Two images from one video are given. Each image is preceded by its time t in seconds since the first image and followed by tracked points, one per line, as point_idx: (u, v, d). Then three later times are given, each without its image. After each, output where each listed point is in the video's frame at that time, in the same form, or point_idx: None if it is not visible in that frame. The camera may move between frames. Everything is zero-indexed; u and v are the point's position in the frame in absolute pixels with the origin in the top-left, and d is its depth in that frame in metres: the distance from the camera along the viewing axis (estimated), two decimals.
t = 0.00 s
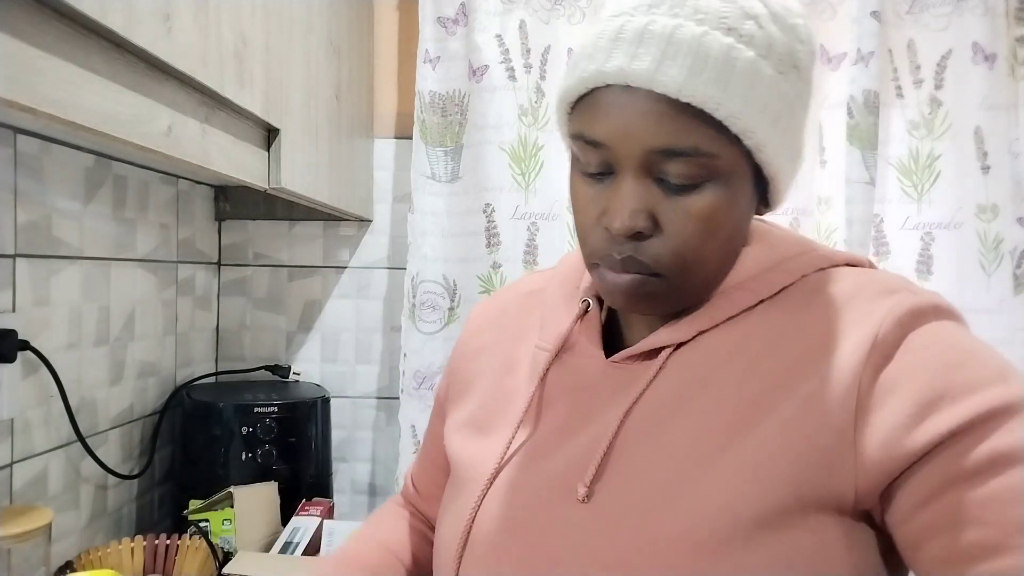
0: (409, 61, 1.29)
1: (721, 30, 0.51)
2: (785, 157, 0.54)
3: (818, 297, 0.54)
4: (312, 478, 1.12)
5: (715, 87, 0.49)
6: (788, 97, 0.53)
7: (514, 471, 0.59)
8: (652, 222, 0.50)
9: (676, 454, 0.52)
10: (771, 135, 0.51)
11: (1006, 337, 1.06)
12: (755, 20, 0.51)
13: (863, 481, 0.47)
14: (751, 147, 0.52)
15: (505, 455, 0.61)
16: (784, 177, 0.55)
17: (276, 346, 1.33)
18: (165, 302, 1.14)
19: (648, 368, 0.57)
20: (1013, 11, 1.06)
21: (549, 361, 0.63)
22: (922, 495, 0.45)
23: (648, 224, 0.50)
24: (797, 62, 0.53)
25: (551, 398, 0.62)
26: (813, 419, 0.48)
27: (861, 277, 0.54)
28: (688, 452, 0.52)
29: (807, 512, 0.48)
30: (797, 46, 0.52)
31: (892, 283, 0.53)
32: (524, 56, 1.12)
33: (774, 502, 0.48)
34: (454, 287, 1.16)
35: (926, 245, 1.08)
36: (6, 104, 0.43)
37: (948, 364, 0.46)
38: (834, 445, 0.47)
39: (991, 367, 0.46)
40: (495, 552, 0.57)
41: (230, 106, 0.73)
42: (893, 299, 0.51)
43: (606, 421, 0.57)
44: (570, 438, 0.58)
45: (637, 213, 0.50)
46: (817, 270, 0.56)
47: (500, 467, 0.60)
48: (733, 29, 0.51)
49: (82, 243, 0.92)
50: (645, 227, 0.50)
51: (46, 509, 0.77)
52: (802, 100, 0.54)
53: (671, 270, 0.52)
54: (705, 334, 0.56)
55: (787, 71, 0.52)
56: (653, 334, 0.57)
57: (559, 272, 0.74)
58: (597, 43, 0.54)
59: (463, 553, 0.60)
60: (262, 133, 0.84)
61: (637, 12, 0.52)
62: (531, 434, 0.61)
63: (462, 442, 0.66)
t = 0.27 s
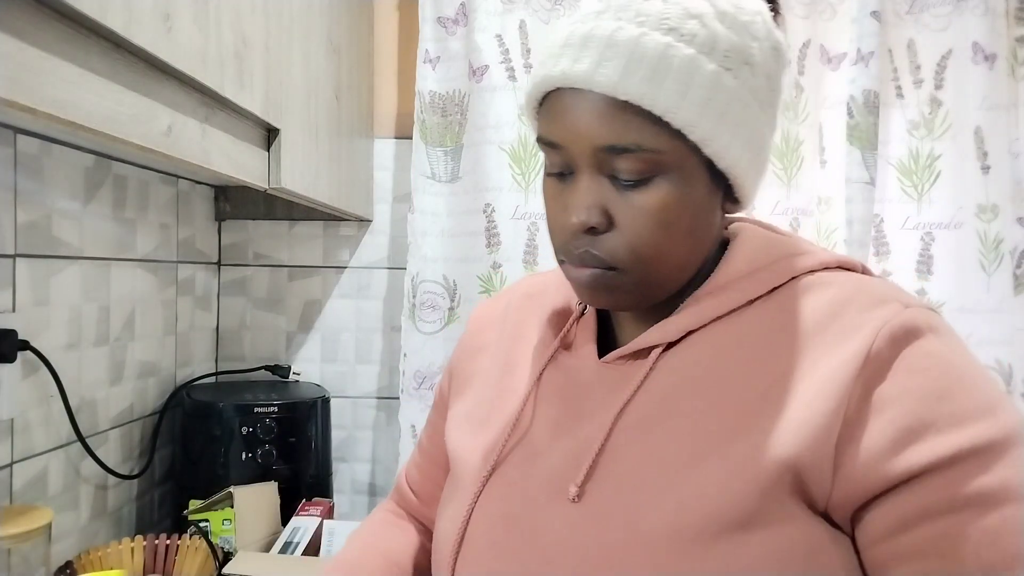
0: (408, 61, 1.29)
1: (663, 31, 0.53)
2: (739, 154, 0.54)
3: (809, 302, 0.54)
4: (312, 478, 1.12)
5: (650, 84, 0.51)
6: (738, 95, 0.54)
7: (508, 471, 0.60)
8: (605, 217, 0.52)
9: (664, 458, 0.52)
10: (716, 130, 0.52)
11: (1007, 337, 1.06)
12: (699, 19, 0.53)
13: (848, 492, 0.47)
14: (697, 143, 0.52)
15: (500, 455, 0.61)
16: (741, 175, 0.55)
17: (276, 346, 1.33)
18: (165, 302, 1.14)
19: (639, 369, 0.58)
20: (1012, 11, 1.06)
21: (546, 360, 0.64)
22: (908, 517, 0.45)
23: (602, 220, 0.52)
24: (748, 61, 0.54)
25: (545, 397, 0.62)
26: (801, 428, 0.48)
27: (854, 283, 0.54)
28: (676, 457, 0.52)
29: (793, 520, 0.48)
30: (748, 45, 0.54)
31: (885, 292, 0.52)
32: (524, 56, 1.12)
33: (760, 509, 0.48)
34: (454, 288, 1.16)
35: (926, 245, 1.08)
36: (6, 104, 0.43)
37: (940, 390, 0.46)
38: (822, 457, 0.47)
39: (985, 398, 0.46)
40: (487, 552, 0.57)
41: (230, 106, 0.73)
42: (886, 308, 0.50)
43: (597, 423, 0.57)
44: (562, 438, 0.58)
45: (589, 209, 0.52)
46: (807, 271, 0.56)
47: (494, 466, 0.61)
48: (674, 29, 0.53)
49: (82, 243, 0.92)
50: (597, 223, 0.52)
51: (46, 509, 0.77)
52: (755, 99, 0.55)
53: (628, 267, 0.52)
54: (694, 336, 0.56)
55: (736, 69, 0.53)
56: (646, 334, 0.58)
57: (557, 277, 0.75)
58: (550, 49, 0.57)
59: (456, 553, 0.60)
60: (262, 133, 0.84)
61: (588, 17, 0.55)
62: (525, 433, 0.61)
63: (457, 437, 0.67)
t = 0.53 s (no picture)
0: (409, 61, 1.29)
1: (601, 30, 0.56)
2: (686, 142, 0.56)
3: (798, 304, 0.55)
4: (312, 478, 1.12)
5: (584, 78, 0.54)
6: (681, 86, 0.56)
7: (504, 474, 0.61)
8: (561, 212, 0.54)
9: (659, 461, 0.54)
10: (656, 118, 0.54)
11: (1007, 337, 1.06)
12: (635, 18, 0.56)
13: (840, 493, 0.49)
14: (637, 132, 0.54)
15: (496, 457, 0.62)
16: (692, 165, 0.57)
17: (276, 346, 1.33)
18: (165, 302, 1.14)
19: (632, 371, 0.59)
20: (1012, 11, 1.06)
21: (542, 364, 0.65)
22: (903, 519, 0.47)
23: (558, 214, 0.54)
24: (689, 54, 0.56)
25: (540, 400, 0.63)
26: (795, 431, 0.49)
27: (842, 284, 0.55)
28: (671, 460, 0.53)
29: (787, 519, 0.50)
30: (688, 39, 0.56)
31: (873, 294, 0.54)
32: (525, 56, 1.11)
33: (755, 510, 0.50)
34: (454, 287, 1.16)
35: (926, 245, 1.08)
36: (7, 104, 0.43)
37: (934, 396, 0.48)
38: (816, 459, 0.49)
39: (975, 403, 0.48)
40: (487, 554, 0.59)
41: (230, 106, 0.73)
42: (876, 311, 0.52)
43: (593, 426, 0.58)
44: (558, 441, 0.60)
45: (545, 206, 0.55)
46: (794, 270, 0.58)
47: (492, 469, 0.62)
48: (611, 28, 0.56)
49: (82, 243, 0.92)
50: (554, 218, 0.54)
51: (46, 509, 0.77)
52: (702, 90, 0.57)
53: (585, 257, 0.54)
54: (686, 337, 0.58)
55: (676, 62, 0.56)
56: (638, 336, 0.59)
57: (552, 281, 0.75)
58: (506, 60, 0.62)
59: (456, 555, 0.61)
60: (262, 133, 0.84)
61: (539, 27, 0.60)
62: (521, 436, 0.62)
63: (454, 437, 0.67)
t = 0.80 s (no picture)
0: (408, 61, 1.29)
1: (539, 32, 0.58)
2: (637, 131, 0.56)
3: (785, 309, 0.57)
4: (312, 478, 1.12)
5: (522, 76, 0.55)
6: (624, 75, 0.57)
7: (493, 486, 0.60)
8: (521, 215, 0.55)
9: (653, 470, 0.54)
10: (600, 108, 0.55)
11: (1007, 337, 1.06)
12: (571, 17, 0.58)
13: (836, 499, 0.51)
14: (582, 123, 0.55)
15: (485, 468, 0.62)
16: (648, 154, 0.57)
17: (276, 346, 1.33)
18: (165, 302, 1.14)
19: (619, 379, 0.59)
20: (1012, 11, 1.06)
21: (529, 372, 0.65)
22: (899, 526, 0.49)
23: (519, 217, 0.55)
24: (629, 44, 0.58)
25: (526, 407, 0.63)
26: (792, 439, 0.50)
27: (828, 286, 0.57)
28: (665, 469, 0.54)
29: (783, 526, 0.52)
30: (626, 29, 0.58)
31: (860, 297, 0.55)
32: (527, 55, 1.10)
33: (754, 519, 0.51)
34: (454, 287, 1.16)
35: (926, 245, 1.09)
36: (7, 104, 0.43)
37: (927, 405, 0.49)
38: (814, 468, 0.50)
39: (965, 410, 0.50)
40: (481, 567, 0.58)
41: (230, 106, 0.73)
42: (865, 316, 0.53)
43: (583, 435, 0.58)
44: (548, 450, 0.59)
45: (505, 212, 0.55)
46: (781, 272, 0.59)
47: (481, 480, 0.61)
48: (548, 28, 0.58)
49: (83, 243, 0.92)
50: (516, 222, 0.55)
51: (46, 509, 0.77)
52: (647, 78, 0.58)
53: (549, 257, 0.55)
54: (674, 342, 0.59)
55: (616, 53, 0.57)
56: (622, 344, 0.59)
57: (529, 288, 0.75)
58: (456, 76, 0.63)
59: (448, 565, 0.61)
60: (262, 133, 0.84)
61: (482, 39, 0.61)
62: (508, 445, 0.62)
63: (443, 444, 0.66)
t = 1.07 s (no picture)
0: (409, 61, 1.29)
1: (506, 37, 0.58)
2: (607, 132, 0.56)
3: (759, 311, 0.55)
4: (312, 478, 1.12)
5: (488, 82, 0.56)
6: (592, 76, 0.57)
7: (471, 487, 0.62)
8: (497, 221, 0.56)
9: (616, 475, 0.55)
10: (568, 111, 0.55)
11: (1007, 337, 1.06)
12: (537, 20, 0.58)
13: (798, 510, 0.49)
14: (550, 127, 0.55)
15: (465, 468, 0.64)
16: (622, 155, 0.57)
17: (276, 346, 1.33)
18: (165, 302, 1.14)
19: (594, 382, 0.60)
20: (1012, 11, 1.06)
21: (511, 375, 0.66)
22: (862, 538, 0.46)
23: (495, 224, 0.56)
24: (598, 43, 0.57)
25: (507, 410, 0.64)
26: (746, 447, 0.49)
27: (807, 287, 0.55)
28: (627, 475, 0.54)
29: (741, 536, 0.50)
30: (594, 29, 0.57)
31: (839, 299, 0.53)
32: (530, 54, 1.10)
33: (708, 528, 0.50)
34: (454, 287, 1.16)
35: (926, 245, 1.09)
36: (7, 104, 0.43)
37: (894, 412, 0.46)
38: (768, 477, 0.49)
39: (942, 417, 0.46)
40: (455, 567, 0.60)
41: (230, 106, 0.73)
42: (839, 318, 0.51)
43: (555, 439, 0.59)
44: (522, 453, 0.60)
45: (481, 219, 0.56)
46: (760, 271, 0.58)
47: (459, 480, 0.63)
48: (515, 32, 0.58)
49: (82, 243, 0.92)
50: (492, 228, 0.56)
51: (46, 509, 0.77)
52: (618, 78, 0.58)
53: (526, 263, 0.55)
54: (649, 345, 0.59)
55: (584, 54, 0.57)
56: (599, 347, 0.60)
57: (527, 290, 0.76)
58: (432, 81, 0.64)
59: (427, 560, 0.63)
60: (262, 133, 0.84)
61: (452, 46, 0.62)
62: (488, 447, 0.63)
63: (432, 444, 0.69)
